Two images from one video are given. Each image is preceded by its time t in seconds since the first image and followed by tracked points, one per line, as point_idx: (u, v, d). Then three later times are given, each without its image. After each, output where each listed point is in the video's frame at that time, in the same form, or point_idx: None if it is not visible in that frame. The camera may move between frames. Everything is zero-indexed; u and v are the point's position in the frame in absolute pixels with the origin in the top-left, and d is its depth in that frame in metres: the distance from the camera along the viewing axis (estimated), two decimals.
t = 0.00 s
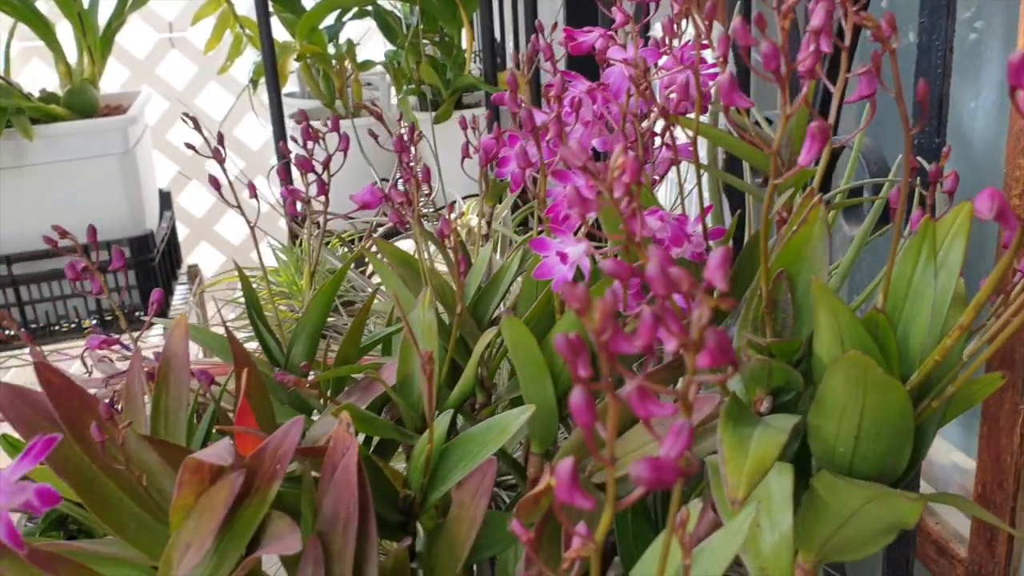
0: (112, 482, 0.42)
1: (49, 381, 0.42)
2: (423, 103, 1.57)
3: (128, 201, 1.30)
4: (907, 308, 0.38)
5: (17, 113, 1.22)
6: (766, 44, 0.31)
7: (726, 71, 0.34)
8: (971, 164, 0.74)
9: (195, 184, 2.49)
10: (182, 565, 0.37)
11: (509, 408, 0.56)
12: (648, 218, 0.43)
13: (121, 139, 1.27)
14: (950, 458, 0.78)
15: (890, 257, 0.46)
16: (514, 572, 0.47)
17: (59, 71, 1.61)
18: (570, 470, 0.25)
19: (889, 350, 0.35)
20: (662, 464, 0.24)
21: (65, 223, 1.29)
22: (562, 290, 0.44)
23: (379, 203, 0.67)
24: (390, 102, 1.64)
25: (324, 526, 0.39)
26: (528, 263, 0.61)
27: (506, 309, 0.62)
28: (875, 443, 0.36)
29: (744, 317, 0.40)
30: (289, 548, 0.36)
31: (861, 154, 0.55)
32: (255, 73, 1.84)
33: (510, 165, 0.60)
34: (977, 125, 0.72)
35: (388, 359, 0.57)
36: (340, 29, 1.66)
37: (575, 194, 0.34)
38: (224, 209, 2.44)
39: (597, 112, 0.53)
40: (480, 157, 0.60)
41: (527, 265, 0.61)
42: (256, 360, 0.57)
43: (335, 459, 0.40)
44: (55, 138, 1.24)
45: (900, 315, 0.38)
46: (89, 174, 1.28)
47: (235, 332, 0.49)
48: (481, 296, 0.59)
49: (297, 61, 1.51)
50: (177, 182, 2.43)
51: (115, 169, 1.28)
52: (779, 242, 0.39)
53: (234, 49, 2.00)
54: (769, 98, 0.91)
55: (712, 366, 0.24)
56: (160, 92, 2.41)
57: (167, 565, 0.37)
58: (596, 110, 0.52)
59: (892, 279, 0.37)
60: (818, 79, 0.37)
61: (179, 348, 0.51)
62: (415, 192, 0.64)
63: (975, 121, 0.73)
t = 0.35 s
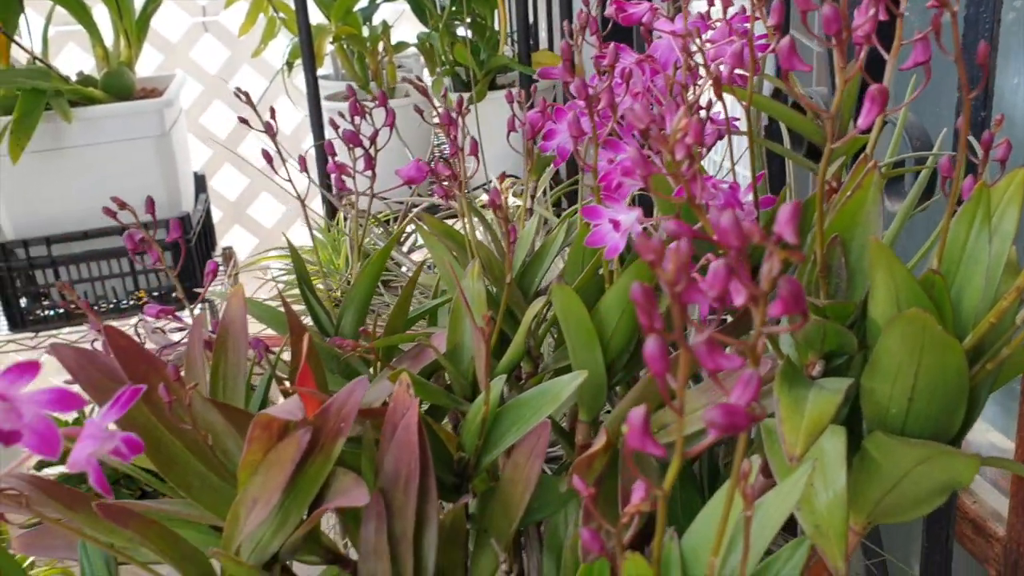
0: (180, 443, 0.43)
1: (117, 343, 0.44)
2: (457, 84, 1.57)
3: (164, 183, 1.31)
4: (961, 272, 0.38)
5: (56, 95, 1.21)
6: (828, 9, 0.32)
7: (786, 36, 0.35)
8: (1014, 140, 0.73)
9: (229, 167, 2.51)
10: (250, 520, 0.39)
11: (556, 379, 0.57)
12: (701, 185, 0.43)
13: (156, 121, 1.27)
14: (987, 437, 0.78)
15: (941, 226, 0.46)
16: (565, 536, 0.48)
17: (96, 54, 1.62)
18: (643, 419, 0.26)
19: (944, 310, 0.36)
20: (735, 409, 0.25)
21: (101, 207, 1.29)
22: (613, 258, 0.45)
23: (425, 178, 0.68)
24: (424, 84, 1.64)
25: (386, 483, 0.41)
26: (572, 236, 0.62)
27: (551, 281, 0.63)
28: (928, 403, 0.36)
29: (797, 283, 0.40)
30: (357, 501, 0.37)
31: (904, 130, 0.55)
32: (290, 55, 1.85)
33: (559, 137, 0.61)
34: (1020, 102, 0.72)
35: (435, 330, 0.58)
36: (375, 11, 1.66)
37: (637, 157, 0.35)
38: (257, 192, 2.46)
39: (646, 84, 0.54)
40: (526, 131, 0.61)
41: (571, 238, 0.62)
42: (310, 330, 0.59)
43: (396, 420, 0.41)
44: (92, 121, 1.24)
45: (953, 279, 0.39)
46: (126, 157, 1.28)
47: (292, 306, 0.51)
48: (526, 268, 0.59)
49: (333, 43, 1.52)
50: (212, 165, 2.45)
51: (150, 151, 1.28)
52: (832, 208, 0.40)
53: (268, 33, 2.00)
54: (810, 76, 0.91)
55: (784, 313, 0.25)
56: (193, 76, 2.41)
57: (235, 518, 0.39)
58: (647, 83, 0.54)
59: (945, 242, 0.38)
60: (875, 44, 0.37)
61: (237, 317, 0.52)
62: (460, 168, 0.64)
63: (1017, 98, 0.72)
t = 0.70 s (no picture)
0: (262, 420, 0.45)
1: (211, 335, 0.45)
2: (511, 79, 1.58)
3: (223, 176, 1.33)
4: None
5: (121, 91, 1.23)
6: None
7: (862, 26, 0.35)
8: None
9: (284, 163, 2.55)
10: (333, 493, 0.41)
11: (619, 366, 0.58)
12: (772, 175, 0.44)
13: (217, 117, 1.28)
14: None
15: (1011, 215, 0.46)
16: (632, 519, 0.48)
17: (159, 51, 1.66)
18: (727, 396, 0.27)
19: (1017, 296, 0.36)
20: (819, 385, 0.25)
21: (163, 200, 1.31)
22: (682, 245, 0.46)
23: (489, 170, 0.70)
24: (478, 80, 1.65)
25: (462, 461, 0.42)
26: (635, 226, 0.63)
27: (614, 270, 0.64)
28: (1000, 388, 0.37)
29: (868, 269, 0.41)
30: (437, 475, 0.39)
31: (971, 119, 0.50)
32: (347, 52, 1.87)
33: (624, 129, 0.62)
34: None
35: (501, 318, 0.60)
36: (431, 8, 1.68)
37: (714, 144, 0.36)
38: (311, 187, 2.49)
39: (713, 76, 0.55)
40: (592, 122, 0.62)
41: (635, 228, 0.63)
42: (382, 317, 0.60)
43: (471, 400, 0.43)
44: (155, 116, 1.25)
45: None
46: (186, 151, 1.30)
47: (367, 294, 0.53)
48: (591, 258, 0.60)
49: (390, 39, 1.54)
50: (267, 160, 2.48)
51: (211, 146, 1.30)
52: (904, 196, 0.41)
53: (325, 30, 2.02)
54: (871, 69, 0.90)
55: (868, 292, 0.26)
56: (251, 73, 2.42)
57: (318, 491, 0.41)
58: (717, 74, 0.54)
59: (1018, 229, 0.38)
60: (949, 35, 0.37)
61: (313, 303, 0.54)
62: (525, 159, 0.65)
63: None
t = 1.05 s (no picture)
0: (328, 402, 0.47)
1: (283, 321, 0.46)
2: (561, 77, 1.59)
3: (277, 171, 1.33)
4: None
5: (178, 86, 1.24)
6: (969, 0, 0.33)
7: (925, 27, 0.36)
8: None
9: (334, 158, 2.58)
10: (396, 474, 0.42)
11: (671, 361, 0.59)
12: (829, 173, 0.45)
13: (270, 113, 1.29)
14: None
15: None
16: (684, 509, 0.49)
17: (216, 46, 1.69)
18: (788, 385, 0.28)
19: None
20: (880, 374, 0.26)
21: (217, 195, 1.31)
22: (738, 241, 0.48)
23: (542, 166, 0.71)
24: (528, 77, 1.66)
25: (521, 447, 0.43)
26: (687, 224, 0.63)
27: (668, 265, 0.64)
28: None
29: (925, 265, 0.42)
30: (498, 458, 0.40)
31: None
32: (398, 48, 1.89)
33: (679, 126, 0.62)
34: None
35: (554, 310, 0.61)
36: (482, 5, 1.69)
37: (775, 141, 0.37)
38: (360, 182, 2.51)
39: (770, 75, 0.55)
40: (648, 120, 0.63)
41: (687, 225, 0.63)
42: (439, 309, 0.62)
43: (530, 388, 0.44)
44: (211, 111, 1.26)
45: None
46: (240, 146, 1.30)
47: (427, 288, 0.55)
48: (646, 250, 0.60)
49: (441, 36, 1.55)
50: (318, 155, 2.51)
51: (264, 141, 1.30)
52: (963, 195, 0.41)
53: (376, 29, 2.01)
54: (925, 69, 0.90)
55: (929, 285, 0.27)
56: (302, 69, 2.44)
57: (382, 472, 0.43)
58: (774, 73, 0.55)
59: None
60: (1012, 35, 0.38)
61: (374, 294, 0.55)
62: (576, 156, 0.66)
63: None
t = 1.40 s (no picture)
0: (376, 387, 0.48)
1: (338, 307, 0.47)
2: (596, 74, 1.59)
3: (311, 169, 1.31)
4: None
5: (214, 82, 1.23)
6: None
7: (976, 20, 0.37)
8: None
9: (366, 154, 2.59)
10: (443, 458, 0.43)
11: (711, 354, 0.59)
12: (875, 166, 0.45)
13: (305, 109, 1.27)
14: None
15: None
16: (725, 498, 0.50)
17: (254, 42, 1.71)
18: (839, 368, 0.29)
19: None
20: (930, 356, 0.27)
21: (253, 191, 1.30)
22: (783, 233, 0.49)
23: (584, 159, 0.72)
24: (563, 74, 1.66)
25: (566, 433, 0.44)
26: (728, 218, 0.64)
27: (709, 259, 0.65)
28: None
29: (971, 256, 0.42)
30: (544, 442, 0.41)
31: None
32: (433, 45, 1.89)
33: (721, 121, 0.63)
34: None
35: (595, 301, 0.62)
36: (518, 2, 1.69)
37: (823, 131, 0.38)
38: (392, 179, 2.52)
39: (814, 69, 0.56)
40: (691, 114, 0.64)
41: (728, 220, 0.64)
42: (480, 300, 0.63)
43: (575, 375, 0.45)
44: (247, 107, 1.25)
45: None
46: (276, 142, 1.29)
47: (469, 282, 0.57)
48: (688, 242, 0.61)
49: (477, 34, 1.56)
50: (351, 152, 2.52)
51: (299, 137, 1.28)
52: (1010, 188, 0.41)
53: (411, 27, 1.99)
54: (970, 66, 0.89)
55: (981, 270, 0.27)
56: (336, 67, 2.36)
57: (429, 455, 0.44)
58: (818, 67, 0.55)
59: None
60: None
61: (419, 284, 0.57)
62: (615, 149, 0.67)
63: None
